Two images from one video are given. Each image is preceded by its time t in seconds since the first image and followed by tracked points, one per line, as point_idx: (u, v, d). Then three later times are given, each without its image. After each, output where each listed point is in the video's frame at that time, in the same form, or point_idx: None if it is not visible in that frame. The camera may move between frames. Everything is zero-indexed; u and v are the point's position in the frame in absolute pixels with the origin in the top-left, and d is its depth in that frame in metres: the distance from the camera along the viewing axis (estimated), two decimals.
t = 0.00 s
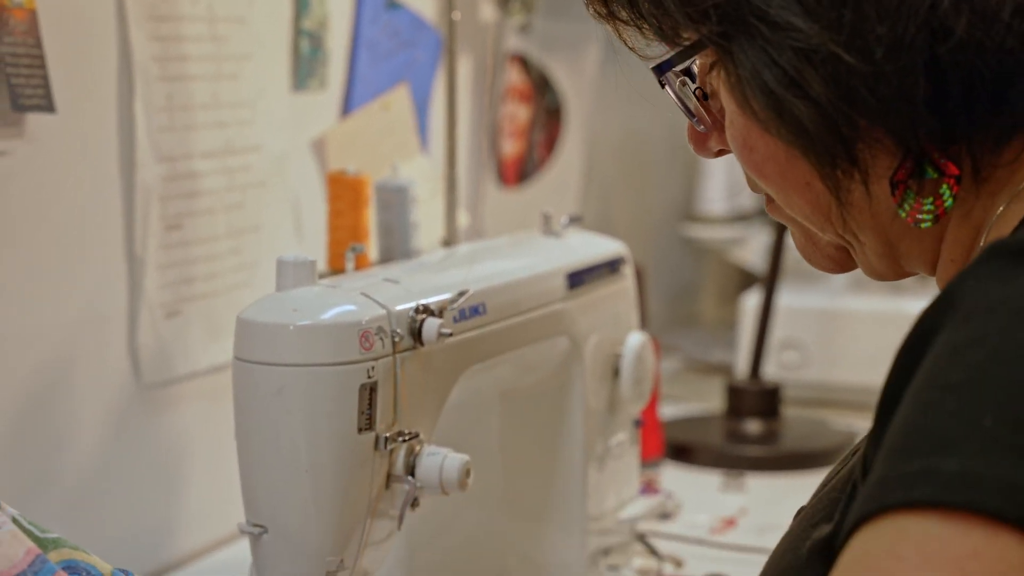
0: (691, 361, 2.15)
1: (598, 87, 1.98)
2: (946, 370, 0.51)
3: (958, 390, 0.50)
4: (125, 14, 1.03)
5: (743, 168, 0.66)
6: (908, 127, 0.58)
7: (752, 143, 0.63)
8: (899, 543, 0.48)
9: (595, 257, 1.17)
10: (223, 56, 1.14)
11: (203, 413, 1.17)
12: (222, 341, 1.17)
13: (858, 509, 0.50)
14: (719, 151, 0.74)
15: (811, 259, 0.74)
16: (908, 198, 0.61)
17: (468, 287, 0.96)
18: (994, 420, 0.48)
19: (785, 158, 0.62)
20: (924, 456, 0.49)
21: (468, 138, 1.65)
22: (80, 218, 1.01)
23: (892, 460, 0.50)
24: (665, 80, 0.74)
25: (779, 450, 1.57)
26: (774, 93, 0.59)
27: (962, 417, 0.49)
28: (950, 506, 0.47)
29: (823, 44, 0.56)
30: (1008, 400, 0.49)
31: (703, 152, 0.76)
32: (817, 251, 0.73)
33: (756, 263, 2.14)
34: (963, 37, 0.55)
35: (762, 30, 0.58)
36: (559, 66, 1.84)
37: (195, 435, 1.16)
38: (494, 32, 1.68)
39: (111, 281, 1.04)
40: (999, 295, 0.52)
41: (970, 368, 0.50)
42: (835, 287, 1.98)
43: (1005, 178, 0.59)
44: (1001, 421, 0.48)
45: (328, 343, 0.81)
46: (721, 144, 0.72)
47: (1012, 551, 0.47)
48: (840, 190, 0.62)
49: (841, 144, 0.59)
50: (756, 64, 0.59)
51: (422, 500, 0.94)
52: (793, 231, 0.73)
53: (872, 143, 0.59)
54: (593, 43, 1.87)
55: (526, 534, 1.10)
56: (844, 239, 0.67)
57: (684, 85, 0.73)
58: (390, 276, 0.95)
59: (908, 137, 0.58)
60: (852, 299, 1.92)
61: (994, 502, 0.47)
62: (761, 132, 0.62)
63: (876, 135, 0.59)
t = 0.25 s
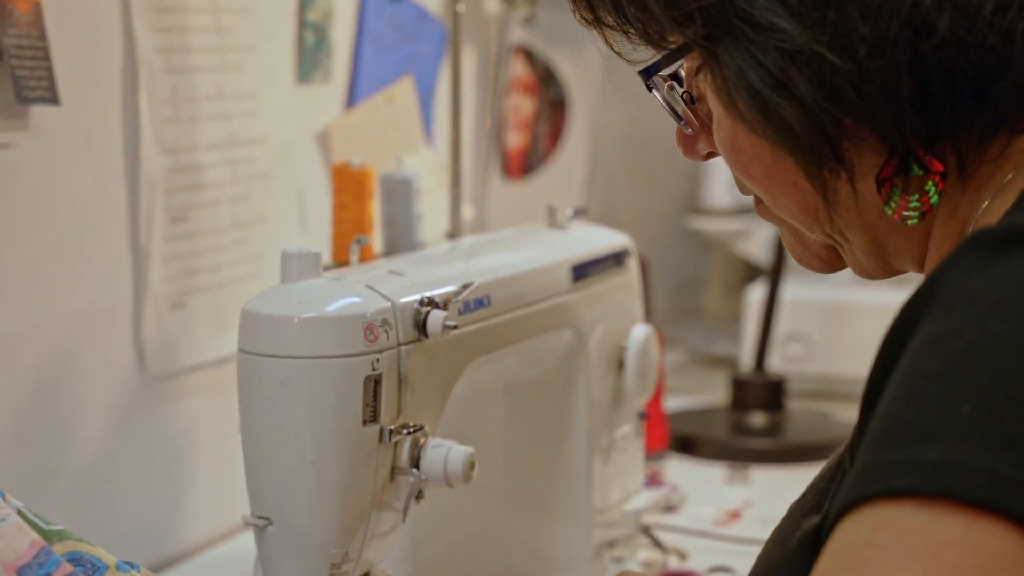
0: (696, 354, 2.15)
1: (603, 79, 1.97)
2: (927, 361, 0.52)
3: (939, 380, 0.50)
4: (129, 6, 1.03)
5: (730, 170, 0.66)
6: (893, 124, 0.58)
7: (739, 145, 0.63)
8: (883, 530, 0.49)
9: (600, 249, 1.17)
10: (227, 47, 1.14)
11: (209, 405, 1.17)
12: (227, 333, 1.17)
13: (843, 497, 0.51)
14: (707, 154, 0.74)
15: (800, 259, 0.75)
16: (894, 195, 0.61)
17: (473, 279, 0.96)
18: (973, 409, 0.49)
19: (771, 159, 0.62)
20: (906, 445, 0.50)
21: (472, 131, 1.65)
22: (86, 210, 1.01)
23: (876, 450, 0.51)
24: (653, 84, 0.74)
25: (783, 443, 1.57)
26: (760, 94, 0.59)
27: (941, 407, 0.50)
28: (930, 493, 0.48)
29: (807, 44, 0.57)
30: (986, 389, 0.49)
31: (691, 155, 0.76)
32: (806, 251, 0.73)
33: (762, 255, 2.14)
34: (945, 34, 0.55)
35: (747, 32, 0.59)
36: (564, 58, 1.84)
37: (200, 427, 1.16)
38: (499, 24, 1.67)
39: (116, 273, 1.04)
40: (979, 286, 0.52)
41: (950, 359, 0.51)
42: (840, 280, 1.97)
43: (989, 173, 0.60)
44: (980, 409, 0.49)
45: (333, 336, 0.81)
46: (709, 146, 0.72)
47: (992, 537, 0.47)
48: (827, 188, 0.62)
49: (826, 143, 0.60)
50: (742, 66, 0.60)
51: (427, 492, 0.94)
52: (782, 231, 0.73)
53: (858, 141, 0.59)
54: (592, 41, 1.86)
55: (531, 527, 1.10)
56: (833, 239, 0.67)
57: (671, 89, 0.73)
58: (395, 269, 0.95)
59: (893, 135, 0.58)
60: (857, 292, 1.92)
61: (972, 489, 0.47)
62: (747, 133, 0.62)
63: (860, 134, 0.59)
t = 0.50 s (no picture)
0: (700, 347, 2.15)
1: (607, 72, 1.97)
2: (914, 350, 0.51)
3: (925, 370, 0.50)
4: None
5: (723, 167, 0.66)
6: (882, 121, 0.57)
7: (731, 143, 0.63)
8: (868, 519, 0.49)
9: (604, 243, 1.16)
10: (231, 40, 1.14)
11: (213, 398, 1.17)
12: (231, 326, 1.17)
13: (830, 486, 0.52)
14: (702, 151, 0.73)
15: (794, 255, 0.74)
16: (884, 190, 0.60)
17: (477, 272, 0.96)
18: (958, 400, 0.49)
19: (762, 155, 0.62)
20: (892, 436, 0.50)
21: (476, 124, 1.65)
22: (89, 202, 1.01)
23: (862, 440, 0.51)
24: (644, 83, 0.74)
25: (788, 436, 1.56)
26: (749, 91, 0.59)
27: (927, 398, 0.49)
28: (913, 485, 0.48)
29: (795, 42, 0.56)
30: (972, 379, 0.49)
31: (685, 154, 0.75)
32: (800, 247, 0.73)
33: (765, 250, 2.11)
34: (933, 30, 0.54)
35: (736, 30, 0.58)
36: (568, 51, 1.83)
37: (204, 420, 1.16)
38: (503, 18, 1.67)
39: (120, 266, 1.04)
40: (967, 274, 0.51)
41: (937, 349, 0.50)
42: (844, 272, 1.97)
43: (979, 168, 0.58)
44: (964, 400, 0.49)
45: (338, 328, 0.81)
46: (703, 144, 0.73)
47: (975, 526, 0.48)
48: (817, 184, 0.61)
49: (815, 140, 0.59)
50: (731, 63, 0.59)
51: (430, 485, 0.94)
52: (775, 228, 0.73)
53: (848, 138, 0.58)
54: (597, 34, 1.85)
55: (535, 519, 1.10)
56: (825, 235, 0.66)
57: (664, 89, 0.74)
58: (399, 261, 0.95)
59: (883, 131, 0.57)
60: (861, 285, 1.91)
61: (956, 481, 0.47)
62: (738, 129, 0.62)
63: (849, 130, 0.58)
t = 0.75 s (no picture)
0: (703, 340, 2.15)
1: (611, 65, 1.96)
2: (908, 341, 0.51)
3: (919, 360, 0.49)
4: None
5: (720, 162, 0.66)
6: (877, 115, 0.57)
7: (727, 138, 0.63)
8: (860, 509, 0.48)
9: (608, 236, 1.16)
10: (235, 33, 1.14)
11: (217, 391, 1.17)
12: (234, 319, 1.17)
13: (823, 477, 0.51)
14: (699, 148, 0.73)
15: (792, 250, 0.74)
16: (879, 185, 0.60)
17: (480, 266, 0.96)
18: (950, 389, 0.48)
19: (758, 150, 0.62)
20: (884, 426, 0.49)
21: (479, 117, 1.64)
22: (93, 195, 1.01)
23: (855, 431, 0.50)
24: (642, 79, 0.74)
25: (791, 429, 1.56)
26: (744, 86, 0.59)
27: (919, 388, 0.49)
28: (904, 474, 0.47)
29: (790, 36, 0.56)
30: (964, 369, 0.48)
31: (683, 150, 0.75)
32: (797, 242, 0.72)
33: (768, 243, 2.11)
34: (927, 24, 0.54)
35: (730, 25, 0.58)
36: (571, 44, 1.83)
37: (208, 413, 1.16)
38: (507, 10, 1.67)
39: (123, 259, 1.04)
40: (962, 264, 0.51)
41: (930, 340, 0.50)
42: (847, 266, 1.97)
43: (974, 162, 0.58)
44: (957, 390, 0.48)
45: (341, 321, 0.81)
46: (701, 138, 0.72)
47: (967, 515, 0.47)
48: (812, 179, 0.61)
49: (810, 134, 0.59)
50: (726, 58, 0.59)
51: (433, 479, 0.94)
52: (772, 223, 0.73)
53: (843, 132, 0.58)
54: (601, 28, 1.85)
55: (538, 513, 1.10)
56: (822, 230, 0.66)
57: (663, 85, 0.73)
58: (402, 255, 0.95)
59: (878, 126, 0.57)
60: (865, 278, 1.91)
61: (948, 471, 0.47)
62: (734, 124, 0.62)
63: (844, 124, 0.58)
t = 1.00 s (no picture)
0: (706, 332, 2.15)
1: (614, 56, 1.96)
2: (904, 334, 0.50)
3: (915, 352, 0.49)
4: None
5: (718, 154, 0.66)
6: (872, 108, 0.56)
7: (724, 130, 0.62)
8: (855, 504, 0.48)
9: (611, 228, 1.16)
10: (237, 24, 1.14)
11: (220, 382, 1.17)
12: (237, 311, 1.17)
13: (820, 470, 0.51)
14: (698, 139, 0.73)
15: (790, 242, 0.74)
16: (875, 177, 0.60)
17: (483, 257, 0.96)
18: (946, 383, 0.48)
19: (754, 142, 0.62)
20: (880, 419, 0.49)
21: (482, 108, 1.64)
22: (96, 186, 1.01)
23: (851, 424, 0.50)
24: (640, 71, 0.74)
25: (794, 420, 1.56)
26: (740, 78, 0.58)
27: (915, 381, 0.49)
28: (900, 468, 0.47)
29: (785, 28, 0.56)
30: (961, 364, 0.48)
31: (683, 141, 0.75)
32: (796, 234, 0.72)
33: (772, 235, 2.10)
34: (922, 15, 0.54)
35: (726, 17, 0.58)
36: (574, 35, 1.83)
37: (210, 404, 1.16)
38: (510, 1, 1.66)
39: (126, 250, 1.04)
40: (959, 257, 0.51)
41: (925, 333, 0.49)
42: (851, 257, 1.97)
43: (971, 155, 0.58)
44: (953, 383, 0.48)
45: (343, 313, 0.81)
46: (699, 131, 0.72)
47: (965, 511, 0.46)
48: (808, 171, 0.61)
49: (806, 126, 0.58)
50: (722, 50, 0.59)
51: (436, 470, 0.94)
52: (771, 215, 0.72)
53: (838, 124, 0.58)
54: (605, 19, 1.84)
55: (540, 504, 1.10)
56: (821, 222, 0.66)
57: (662, 76, 0.73)
58: (405, 246, 0.94)
59: (873, 118, 0.57)
60: (868, 270, 1.91)
61: (944, 465, 0.46)
62: (731, 116, 0.61)
63: (840, 116, 0.58)
